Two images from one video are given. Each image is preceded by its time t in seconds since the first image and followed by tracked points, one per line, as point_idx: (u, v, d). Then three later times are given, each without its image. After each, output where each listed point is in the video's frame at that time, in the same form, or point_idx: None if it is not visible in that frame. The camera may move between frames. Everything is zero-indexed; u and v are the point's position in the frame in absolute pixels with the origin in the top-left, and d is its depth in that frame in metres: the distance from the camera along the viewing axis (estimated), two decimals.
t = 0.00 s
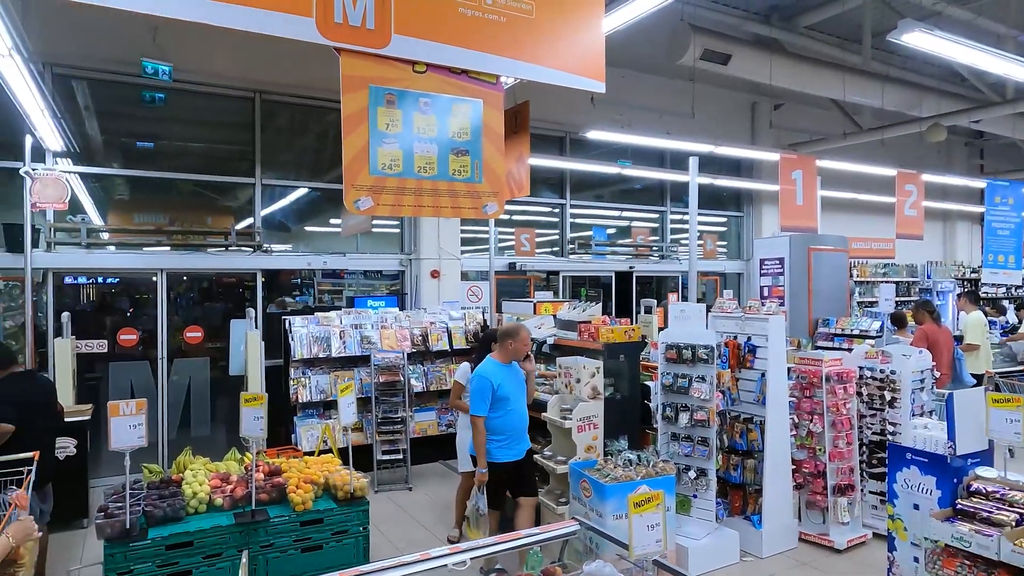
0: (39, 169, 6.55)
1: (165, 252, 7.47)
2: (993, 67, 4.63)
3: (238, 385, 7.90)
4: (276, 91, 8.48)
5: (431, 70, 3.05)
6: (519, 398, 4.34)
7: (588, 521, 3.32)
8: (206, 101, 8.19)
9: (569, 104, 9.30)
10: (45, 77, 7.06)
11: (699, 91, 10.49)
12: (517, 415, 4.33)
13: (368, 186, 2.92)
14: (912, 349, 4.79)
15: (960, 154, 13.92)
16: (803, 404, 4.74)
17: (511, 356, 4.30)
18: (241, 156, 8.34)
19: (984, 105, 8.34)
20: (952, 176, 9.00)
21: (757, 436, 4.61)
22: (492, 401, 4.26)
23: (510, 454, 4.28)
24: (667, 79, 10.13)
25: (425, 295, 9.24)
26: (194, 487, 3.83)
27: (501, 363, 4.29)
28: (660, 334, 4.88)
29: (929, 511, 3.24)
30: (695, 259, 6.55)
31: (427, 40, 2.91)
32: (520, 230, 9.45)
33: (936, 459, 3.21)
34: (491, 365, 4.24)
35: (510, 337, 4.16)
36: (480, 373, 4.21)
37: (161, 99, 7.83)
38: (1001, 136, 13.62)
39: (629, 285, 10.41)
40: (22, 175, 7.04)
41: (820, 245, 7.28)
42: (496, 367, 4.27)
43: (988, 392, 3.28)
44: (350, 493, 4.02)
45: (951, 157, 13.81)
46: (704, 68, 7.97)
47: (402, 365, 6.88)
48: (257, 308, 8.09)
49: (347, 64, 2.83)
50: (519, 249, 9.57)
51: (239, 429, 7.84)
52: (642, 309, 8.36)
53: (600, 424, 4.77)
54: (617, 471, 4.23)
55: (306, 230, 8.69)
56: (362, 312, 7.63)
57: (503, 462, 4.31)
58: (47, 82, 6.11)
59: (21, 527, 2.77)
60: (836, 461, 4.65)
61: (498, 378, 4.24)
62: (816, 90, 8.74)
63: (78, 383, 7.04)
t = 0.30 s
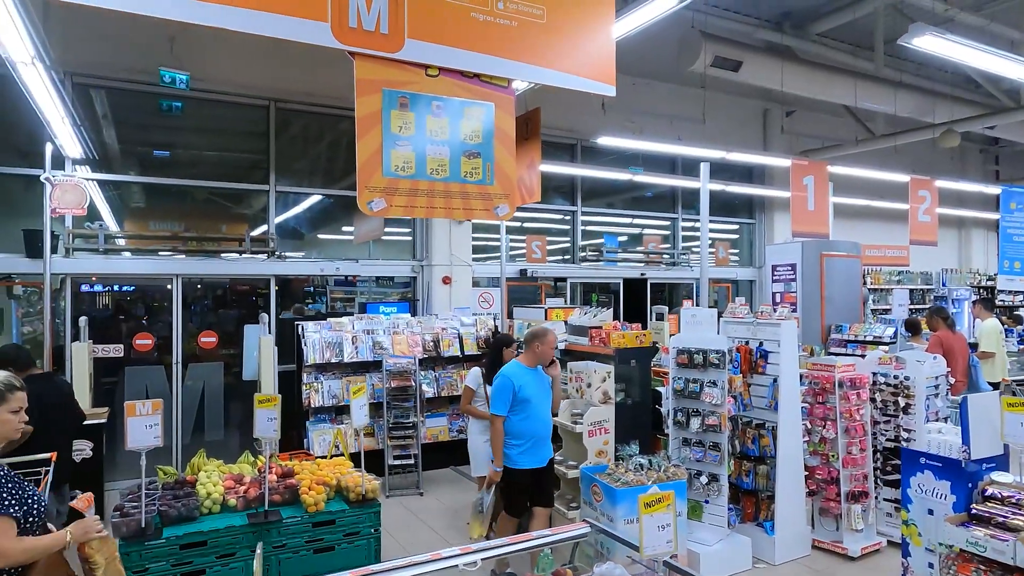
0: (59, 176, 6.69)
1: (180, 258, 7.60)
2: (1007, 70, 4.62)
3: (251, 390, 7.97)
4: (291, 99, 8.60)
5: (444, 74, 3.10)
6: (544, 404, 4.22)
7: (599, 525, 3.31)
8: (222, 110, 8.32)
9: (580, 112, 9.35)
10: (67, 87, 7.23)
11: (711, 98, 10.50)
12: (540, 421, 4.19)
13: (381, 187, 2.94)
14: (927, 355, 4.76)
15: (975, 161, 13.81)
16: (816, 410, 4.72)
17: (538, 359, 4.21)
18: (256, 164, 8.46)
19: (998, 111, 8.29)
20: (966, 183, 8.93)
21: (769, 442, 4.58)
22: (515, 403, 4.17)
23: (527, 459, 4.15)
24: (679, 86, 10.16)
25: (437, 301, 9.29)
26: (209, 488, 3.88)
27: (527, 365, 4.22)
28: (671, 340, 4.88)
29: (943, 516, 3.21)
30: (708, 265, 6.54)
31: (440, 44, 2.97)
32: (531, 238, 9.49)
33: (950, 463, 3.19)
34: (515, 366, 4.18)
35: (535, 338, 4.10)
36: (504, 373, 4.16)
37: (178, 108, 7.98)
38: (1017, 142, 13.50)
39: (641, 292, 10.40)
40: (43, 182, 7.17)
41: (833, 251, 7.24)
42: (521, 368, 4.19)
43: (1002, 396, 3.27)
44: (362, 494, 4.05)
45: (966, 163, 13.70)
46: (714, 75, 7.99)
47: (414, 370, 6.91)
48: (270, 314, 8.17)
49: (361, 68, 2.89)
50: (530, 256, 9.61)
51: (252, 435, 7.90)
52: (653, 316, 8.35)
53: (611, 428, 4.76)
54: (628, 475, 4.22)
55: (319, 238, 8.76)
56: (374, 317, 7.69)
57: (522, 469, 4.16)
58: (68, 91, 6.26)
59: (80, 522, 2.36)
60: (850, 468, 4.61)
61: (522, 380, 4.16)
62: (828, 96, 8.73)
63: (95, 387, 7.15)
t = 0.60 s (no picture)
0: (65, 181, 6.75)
1: (183, 264, 7.65)
2: (1000, 74, 4.69)
3: (252, 397, 7.96)
4: (294, 106, 8.68)
5: (447, 71, 3.16)
6: (555, 406, 4.20)
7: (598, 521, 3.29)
8: (226, 118, 8.42)
9: (581, 121, 9.43)
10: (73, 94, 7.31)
11: (710, 108, 10.60)
12: (550, 422, 4.17)
13: (384, 181, 3.00)
14: (925, 359, 4.79)
15: (973, 171, 13.91)
16: (815, 413, 4.73)
17: (551, 361, 4.22)
18: (259, 170, 8.53)
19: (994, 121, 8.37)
20: (964, 192, 8.98)
21: (769, 445, 4.59)
22: (525, 403, 4.17)
23: (532, 460, 4.12)
24: (678, 96, 10.27)
25: (438, 308, 9.32)
26: (209, 486, 3.88)
27: (539, 366, 4.22)
28: (671, 343, 4.90)
29: (943, 514, 3.20)
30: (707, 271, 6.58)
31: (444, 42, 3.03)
32: (531, 247, 9.55)
33: (949, 461, 3.19)
34: (528, 366, 4.20)
35: (547, 338, 4.12)
36: (516, 372, 4.19)
37: (181, 115, 8.08)
38: (1015, 153, 13.58)
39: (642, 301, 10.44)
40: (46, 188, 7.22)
41: (832, 257, 7.29)
42: (533, 369, 4.21)
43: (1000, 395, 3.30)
44: (362, 493, 4.06)
45: (964, 174, 13.79)
46: (714, 83, 8.11)
47: (414, 375, 6.92)
48: (272, 320, 8.21)
49: (366, 65, 2.93)
50: (530, 264, 9.67)
51: (252, 441, 7.88)
52: (653, 322, 8.37)
53: (611, 431, 4.75)
54: (628, 477, 4.22)
55: (321, 247, 8.81)
56: (375, 323, 7.70)
57: (527, 469, 4.13)
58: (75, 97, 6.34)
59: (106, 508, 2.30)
60: (850, 471, 4.62)
61: (533, 380, 4.16)
62: (827, 105, 8.83)
63: (96, 392, 7.16)
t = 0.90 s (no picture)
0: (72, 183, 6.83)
1: (187, 268, 7.74)
2: (993, 77, 4.76)
3: (254, 400, 8.00)
4: (298, 112, 8.78)
5: (451, 67, 3.24)
6: (563, 405, 4.22)
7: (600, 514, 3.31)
8: (232, 125, 8.52)
9: (582, 127, 9.52)
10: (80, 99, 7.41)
11: (710, 115, 10.71)
12: (559, 422, 4.19)
13: (389, 173, 3.11)
14: (924, 361, 4.81)
15: (972, 178, 14.02)
16: (815, 414, 4.75)
17: (559, 361, 4.23)
18: (263, 175, 8.62)
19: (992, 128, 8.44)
20: (963, 198, 9.05)
21: (769, 446, 4.61)
22: (534, 403, 4.18)
23: (542, 459, 4.15)
24: (679, 103, 10.38)
25: (440, 312, 9.37)
26: (213, 481, 3.88)
27: (547, 366, 4.23)
28: (672, 343, 4.94)
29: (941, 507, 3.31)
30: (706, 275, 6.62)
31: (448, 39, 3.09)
32: (533, 254, 9.62)
33: (946, 456, 3.27)
34: (537, 366, 4.20)
35: (555, 338, 4.13)
36: (525, 372, 4.19)
37: (186, 122, 8.18)
38: (1014, 161, 13.68)
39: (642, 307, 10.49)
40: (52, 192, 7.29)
41: (831, 261, 7.35)
42: (542, 369, 4.21)
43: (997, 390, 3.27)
44: (365, 489, 4.06)
45: (963, 182, 13.87)
46: (713, 89, 8.24)
47: (416, 379, 6.95)
48: (274, 323, 8.27)
49: (371, 60, 2.99)
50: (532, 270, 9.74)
51: (254, 444, 7.91)
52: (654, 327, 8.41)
53: (612, 431, 4.74)
54: (629, 475, 4.22)
55: (323, 255, 8.86)
56: (376, 327, 7.74)
57: (536, 468, 4.16)
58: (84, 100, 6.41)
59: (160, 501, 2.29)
60: (850, 471, 4.64)
61: (542, 380, 4.17)
62: (825, 112, 8.93)
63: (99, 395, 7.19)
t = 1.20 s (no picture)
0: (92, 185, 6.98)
1: (203, 270, 7.86)
2: (1005, 78, 4.76)
3: (267, 401, 8.08)
4: (312, 116, 8.92)
5: (466, 67, 3.31)
6: (583, 403, 4.27)
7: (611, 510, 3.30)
8: (248, 130, 8.66)
9: (594, 131, 9.59)
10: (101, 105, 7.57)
11: (721, 119, 10.74)
12: (581, 421, 4.24)
13: (405, 170, 3.19)
14: (938, 362, 4.80)
15: (986, 182, 13.96)
16: (828, 414, 4.74)
17: (576, 359, 4.27)
18: (278, 179, 8.74)
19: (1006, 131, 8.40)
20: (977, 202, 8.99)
21: (781, 446, 4.60)
22: (556, 403, 4.20)
23: (570, 459, 4.18)
24: (690, 107, 10.42)
25: (452, 315, 9.44)
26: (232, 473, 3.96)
27: (565, 364, 4.25)
28: (683, 343, 4.96)
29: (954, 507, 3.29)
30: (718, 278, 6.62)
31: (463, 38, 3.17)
32: (544, 259, 9.65)
33: (959, 454, 3.26)
34: (557, 365, 4.21)
35: (572, 335, 4.17)
36: (545, 372, 4.19)
37: (202, 127, 8.32)
38: None
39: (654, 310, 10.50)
40: (72, 195, 7.44)
41: (843, 264, 7.34)
42: (563, 368, 4.23)
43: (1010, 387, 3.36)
44: (379, 485, 4.12)
45: (977, 185, 13.78)
46: (724, 92, 8.30)
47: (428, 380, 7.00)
48: (287, 325, 8.37)
49: (388, 59, 3.06)
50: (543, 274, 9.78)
51: (267, 444, 7.99)
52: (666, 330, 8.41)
53: (623, 431, 4.78)
54: (641, 472, 4.23)
55: (336, 260, 8.94)
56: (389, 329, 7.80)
57: (563, 468, 4.18)
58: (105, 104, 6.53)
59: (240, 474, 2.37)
60: (862, 472, 4.62)
61: (564, 379, 4.19)
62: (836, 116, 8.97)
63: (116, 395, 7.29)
